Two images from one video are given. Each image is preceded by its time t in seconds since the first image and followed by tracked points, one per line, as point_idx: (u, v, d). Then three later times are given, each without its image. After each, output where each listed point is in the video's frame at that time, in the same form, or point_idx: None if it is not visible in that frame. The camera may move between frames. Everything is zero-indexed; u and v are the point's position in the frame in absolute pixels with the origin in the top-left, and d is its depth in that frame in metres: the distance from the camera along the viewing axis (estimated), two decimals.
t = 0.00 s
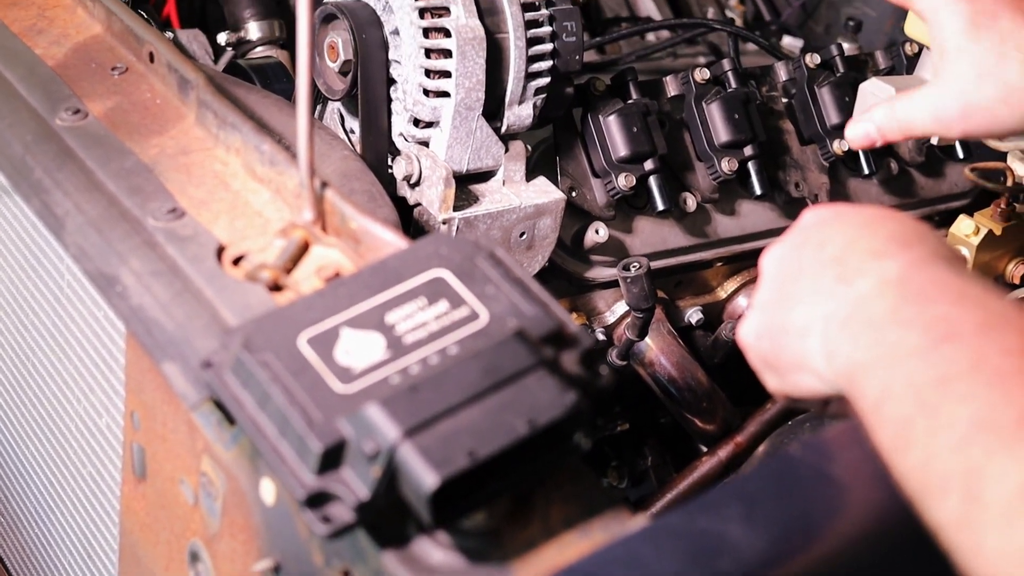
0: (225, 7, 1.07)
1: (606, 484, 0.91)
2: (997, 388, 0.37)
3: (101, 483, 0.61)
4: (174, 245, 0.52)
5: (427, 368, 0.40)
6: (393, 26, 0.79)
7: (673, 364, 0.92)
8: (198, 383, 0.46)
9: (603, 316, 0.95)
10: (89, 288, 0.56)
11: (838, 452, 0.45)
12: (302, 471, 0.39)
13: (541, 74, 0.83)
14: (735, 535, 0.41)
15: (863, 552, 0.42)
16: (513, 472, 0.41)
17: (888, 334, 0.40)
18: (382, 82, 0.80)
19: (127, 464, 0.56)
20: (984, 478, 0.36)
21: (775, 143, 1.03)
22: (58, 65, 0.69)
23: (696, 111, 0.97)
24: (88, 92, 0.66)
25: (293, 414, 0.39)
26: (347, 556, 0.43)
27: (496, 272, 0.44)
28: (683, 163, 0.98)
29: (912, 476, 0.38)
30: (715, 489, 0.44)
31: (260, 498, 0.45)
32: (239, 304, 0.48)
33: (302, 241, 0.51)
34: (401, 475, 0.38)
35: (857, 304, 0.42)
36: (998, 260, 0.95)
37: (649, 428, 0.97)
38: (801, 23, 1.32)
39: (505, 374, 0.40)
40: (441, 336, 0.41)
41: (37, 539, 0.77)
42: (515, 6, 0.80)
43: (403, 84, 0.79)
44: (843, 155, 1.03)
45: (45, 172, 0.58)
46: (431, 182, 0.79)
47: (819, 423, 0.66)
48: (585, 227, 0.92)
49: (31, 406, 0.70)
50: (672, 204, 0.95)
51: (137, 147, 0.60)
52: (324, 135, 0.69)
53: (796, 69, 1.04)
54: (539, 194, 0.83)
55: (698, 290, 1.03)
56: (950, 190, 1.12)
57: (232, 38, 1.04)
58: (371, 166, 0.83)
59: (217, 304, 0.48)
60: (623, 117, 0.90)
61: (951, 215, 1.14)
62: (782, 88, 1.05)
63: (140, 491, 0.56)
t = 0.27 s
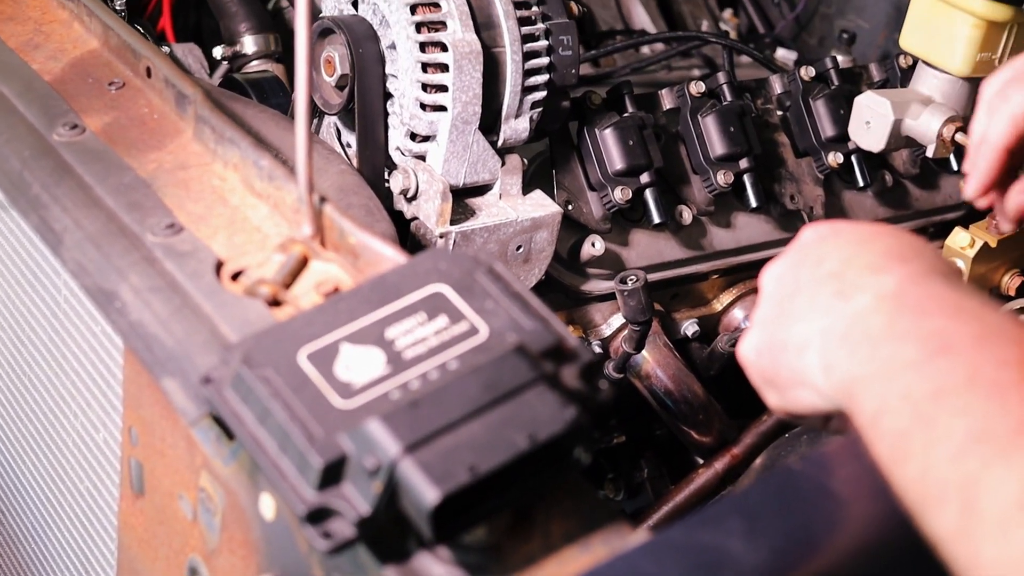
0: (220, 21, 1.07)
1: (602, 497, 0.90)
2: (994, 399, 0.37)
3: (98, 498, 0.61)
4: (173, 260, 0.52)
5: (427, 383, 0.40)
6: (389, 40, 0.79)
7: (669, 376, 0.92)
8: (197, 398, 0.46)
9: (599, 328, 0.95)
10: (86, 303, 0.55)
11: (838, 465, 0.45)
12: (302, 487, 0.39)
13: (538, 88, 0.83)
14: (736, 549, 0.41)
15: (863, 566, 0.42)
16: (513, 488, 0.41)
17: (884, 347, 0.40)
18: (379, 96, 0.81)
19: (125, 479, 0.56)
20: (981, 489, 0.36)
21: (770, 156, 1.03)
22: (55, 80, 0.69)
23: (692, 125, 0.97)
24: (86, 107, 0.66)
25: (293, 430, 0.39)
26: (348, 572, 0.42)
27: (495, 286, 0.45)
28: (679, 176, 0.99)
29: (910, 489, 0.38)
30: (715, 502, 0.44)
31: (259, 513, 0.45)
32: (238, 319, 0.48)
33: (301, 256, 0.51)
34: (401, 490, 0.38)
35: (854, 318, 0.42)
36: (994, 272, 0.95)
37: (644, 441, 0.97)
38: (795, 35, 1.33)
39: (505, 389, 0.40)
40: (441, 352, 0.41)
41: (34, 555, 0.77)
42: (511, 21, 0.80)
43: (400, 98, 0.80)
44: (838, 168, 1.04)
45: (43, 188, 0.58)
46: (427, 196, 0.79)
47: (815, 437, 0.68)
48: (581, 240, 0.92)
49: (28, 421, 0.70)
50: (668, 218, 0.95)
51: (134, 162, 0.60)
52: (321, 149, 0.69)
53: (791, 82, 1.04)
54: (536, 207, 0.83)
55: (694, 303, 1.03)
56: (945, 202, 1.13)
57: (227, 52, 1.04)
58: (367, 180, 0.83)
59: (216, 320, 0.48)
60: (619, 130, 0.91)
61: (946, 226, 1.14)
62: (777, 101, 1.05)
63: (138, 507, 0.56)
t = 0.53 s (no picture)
0: (217, 29, 1.08)
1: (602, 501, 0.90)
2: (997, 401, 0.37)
3: (99, 506, 0.61)
4: (173, 269, 0.52)
5: (430, 391, 0.40)
6: (388, 47, 0.79)
7: (668, 381, 0.92)
8: (199, 407, 0.46)
9: (598, 333, 0.95)
10: (86, 312, 0.55)
11: (842, 470, 0.45)
12: (305, 495, 0.39)
13: (536, 93, 0.83)
14: (740, 554, 0.41)
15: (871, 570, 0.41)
16: (517, 495, 0.41)
17: (886, 352, 0.40)
18: (377, 103, 0.81)
19: (125, 488, 0.56)
20: (986, 489, 0.36)
21: (768, 160, 1.03)
22: (53, 89, 0.69)
23: (690, 129, 0.97)
24: (84, 116, 0.66)
25: (296, 438, 0.39)
26: None
27: (497, 293, 0.44)
28: (677, 181, 0.98)
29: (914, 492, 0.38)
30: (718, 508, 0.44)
31: (262, 522, 0.45)
32: (239, 328, 0.48)
33: (302, 264, 0.51)
34: (405, 498, 0.38)
35: (854, 324, 0.42)
36: (993, 274, 0.95)
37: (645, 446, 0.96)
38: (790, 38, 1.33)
39: (508, 396, 0.40)
40: (444, 359, 0.41)
41: (35, 564, 0.77)
42: (510, 26, 0.80)
43: (398, 105, 0.80)
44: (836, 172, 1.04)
45: (43, 197, 0.58)
46: (427, 203, 0.79)
47: (816, 442, 0.68)
48: (580, 245, 0.92)
49: (28, 430, 0.70)
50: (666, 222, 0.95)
51: (134, 170, 0.60)
52: (320, 157, 0.69)
53: (788, 86, 1.04)
54: (534, 213, 0.84)
55: (692, 306, 1.03)
56: (942, 205, 1.13)
57: (224, 59, 1.05)
58: (366, 187, 0.83)
59: (217, 328, 0.48)
60: (617, 135, 0.91)
61: (944, 229, 1.14)
62: (774, 105, 1.05)
63: (139, 515, 0.55)
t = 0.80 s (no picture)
0: (203, 43, 1.08)
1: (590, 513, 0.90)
2: (983, 413, 0.37)
3: (86, 523, 0.60)
4: (161, 285, 0.51)
5: (420, 406, 0.40)
6: (374, 61, 0.79)
7: (656, 393, 0.92)
8: (188, 424, 0.46)
9: (586, 346, 0.95)
10: (73, 329, 0.55)
11: (831, 482, 0.45)
12: (296, 512, 0.39)
13: (522, 107, 0.84)
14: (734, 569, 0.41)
15: None
16: (508, 510, 0.41)
17: (872, 365, 0.41)
18: (364, 117, 0.81)
19: (113, 505, 0.56)
20: (974, 502, 0.36)
21: (753, 173, 1.04)
22: (38, 105, 0.69)
23: (676, 142, 0.97)
24: (70, 132, 0.66)
25: (286, 455, 0.39)
26: None
27: (486, 308, 0.44)
28: (664, 193, 0.99)
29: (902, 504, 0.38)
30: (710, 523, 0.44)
31: (251, 538, 0.45)
32: (227, 344, 0.48)
33: (290, 280, 0.51)
34: (396, 515, 0.38)
35: (841, 336, 0.43)
36: (979, 285, 0.96)
37: (633, 460, 0.96)
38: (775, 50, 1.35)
39: (499, 412, 0.40)
40: (434, 374, 0.41)
41: None
42: (496, 40, 0.81)
43: (385, 119, 0.80)
44: (821, 183, 1.04)
45: (29, 214, 0.58)
46: (414, 217, 0.80)
47: (804, 453, 0.68)
48: (567, 259, 0.93)
49: (14, 447, 0.69)
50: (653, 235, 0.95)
51: (120, 186, 0.60)
52: (308, 171, 0.69)
53: (774, 97, 1.04)
54: (522, 226, 0.84)
55: (679, 319, 1.03)
56: (927, 216, 1.13)
57: (209, 73, 1.05)
58: (353, 201, 0.83)
59: (206, 344, 0.48)
60: (603, 149, 0.91)
61: (929, 240, 1.15)
62: (759, 117, 1.05)
63: (128, 532, 0.55)
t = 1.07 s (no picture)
0: (190, 62, 1.08)
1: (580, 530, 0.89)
2: (973, 433, 0.37)
3: (75, 544, 0.60)
4: (151, 305, 0.51)
5: (412, 426, 0.40)
6: (362, 80, 0.80)
7: (645, 411, 0.92)
8: (179, 444, 0.46)
9: (574, 364, 0.95)
10: (63, 349, 0.55)
11: (822, 500, 0.46)
12: (288, 531, 0.39)
13: (510, 125, 0.84)
14: None
15: None
16: (501, 529, 0.41)
17: (862, 384, 0.41)
18: (352, 136, 0.81)
19: (103, 526, 0.55)
20: (966, 522, 0.36)
21: (741, 190, 1.04)
22: (27, 125, 0.69)
23: (663, 159, 0.98)
24: (59, 152, 0.66)
25: (278, 475, 0.39)
26: None
27: (477, 327, 0.45)
28: (652, 211, 1.00)
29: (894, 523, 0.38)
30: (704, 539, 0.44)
31: (243, 559, 0.44)
32: (218, 364, 0.48)
33: (280, 299, 0.51)
34: (389, 534, 0.38)
35: (831, 355, 0.43)
36: (967, 302, 0.96)
37: (622, 477, 0.96)
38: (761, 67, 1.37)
39: (491, 430, 0.40)
40: (425, 394, 0.41)
41: None
42: (483, 59, 0.81)
43: (373, 137, 0.80)
44: (808, 200, 1.05)
45: (18, 234, 0.57)
46: (403, 235, 0.80)
47: (793, 471, 0.69)
48: (555, 277, 0.93)
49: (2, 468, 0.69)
50: (641, 252, 0.95)
51: (110, 206, 0.60)
52: (297, 190, 0.69)
53: (760, 115, 1.05)
54: (510, 244, 0.84)
55: (667, 336, 1.03)
56: (913, 232, 1.14)
57: (196, 92, 1.05)
58: (341, 220, 0.83)
59: (197, 364, 0.48)
60: (591, 166, 0.92)
61: (916, 256, 1.16)
62: (746, 134, 1.06)
63: (118, 552, 0.55)
